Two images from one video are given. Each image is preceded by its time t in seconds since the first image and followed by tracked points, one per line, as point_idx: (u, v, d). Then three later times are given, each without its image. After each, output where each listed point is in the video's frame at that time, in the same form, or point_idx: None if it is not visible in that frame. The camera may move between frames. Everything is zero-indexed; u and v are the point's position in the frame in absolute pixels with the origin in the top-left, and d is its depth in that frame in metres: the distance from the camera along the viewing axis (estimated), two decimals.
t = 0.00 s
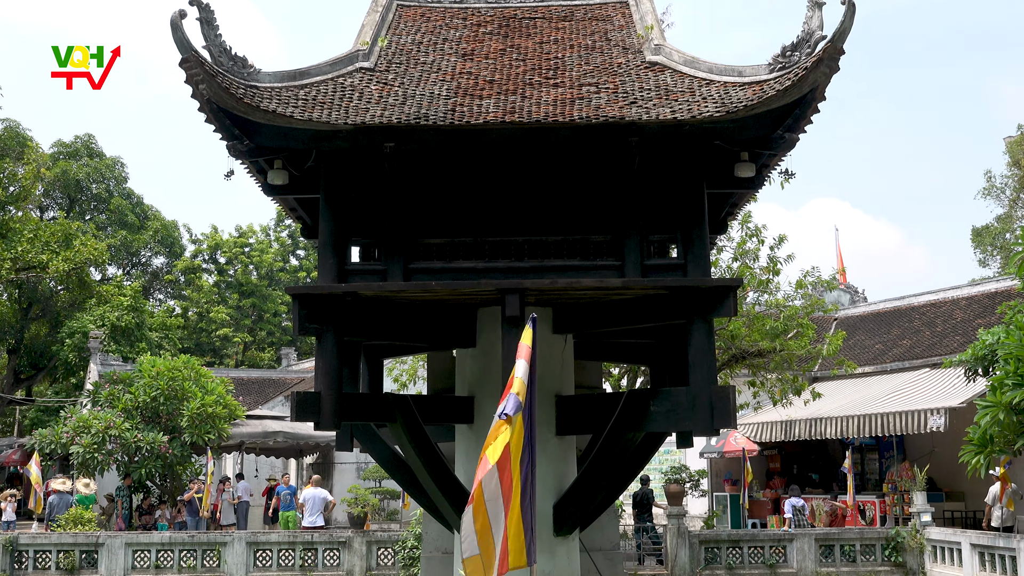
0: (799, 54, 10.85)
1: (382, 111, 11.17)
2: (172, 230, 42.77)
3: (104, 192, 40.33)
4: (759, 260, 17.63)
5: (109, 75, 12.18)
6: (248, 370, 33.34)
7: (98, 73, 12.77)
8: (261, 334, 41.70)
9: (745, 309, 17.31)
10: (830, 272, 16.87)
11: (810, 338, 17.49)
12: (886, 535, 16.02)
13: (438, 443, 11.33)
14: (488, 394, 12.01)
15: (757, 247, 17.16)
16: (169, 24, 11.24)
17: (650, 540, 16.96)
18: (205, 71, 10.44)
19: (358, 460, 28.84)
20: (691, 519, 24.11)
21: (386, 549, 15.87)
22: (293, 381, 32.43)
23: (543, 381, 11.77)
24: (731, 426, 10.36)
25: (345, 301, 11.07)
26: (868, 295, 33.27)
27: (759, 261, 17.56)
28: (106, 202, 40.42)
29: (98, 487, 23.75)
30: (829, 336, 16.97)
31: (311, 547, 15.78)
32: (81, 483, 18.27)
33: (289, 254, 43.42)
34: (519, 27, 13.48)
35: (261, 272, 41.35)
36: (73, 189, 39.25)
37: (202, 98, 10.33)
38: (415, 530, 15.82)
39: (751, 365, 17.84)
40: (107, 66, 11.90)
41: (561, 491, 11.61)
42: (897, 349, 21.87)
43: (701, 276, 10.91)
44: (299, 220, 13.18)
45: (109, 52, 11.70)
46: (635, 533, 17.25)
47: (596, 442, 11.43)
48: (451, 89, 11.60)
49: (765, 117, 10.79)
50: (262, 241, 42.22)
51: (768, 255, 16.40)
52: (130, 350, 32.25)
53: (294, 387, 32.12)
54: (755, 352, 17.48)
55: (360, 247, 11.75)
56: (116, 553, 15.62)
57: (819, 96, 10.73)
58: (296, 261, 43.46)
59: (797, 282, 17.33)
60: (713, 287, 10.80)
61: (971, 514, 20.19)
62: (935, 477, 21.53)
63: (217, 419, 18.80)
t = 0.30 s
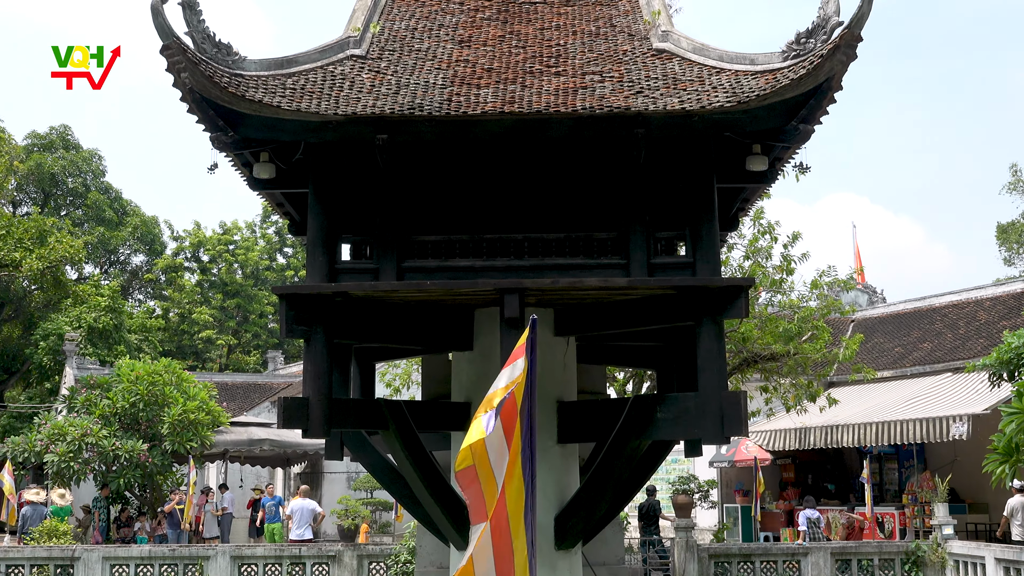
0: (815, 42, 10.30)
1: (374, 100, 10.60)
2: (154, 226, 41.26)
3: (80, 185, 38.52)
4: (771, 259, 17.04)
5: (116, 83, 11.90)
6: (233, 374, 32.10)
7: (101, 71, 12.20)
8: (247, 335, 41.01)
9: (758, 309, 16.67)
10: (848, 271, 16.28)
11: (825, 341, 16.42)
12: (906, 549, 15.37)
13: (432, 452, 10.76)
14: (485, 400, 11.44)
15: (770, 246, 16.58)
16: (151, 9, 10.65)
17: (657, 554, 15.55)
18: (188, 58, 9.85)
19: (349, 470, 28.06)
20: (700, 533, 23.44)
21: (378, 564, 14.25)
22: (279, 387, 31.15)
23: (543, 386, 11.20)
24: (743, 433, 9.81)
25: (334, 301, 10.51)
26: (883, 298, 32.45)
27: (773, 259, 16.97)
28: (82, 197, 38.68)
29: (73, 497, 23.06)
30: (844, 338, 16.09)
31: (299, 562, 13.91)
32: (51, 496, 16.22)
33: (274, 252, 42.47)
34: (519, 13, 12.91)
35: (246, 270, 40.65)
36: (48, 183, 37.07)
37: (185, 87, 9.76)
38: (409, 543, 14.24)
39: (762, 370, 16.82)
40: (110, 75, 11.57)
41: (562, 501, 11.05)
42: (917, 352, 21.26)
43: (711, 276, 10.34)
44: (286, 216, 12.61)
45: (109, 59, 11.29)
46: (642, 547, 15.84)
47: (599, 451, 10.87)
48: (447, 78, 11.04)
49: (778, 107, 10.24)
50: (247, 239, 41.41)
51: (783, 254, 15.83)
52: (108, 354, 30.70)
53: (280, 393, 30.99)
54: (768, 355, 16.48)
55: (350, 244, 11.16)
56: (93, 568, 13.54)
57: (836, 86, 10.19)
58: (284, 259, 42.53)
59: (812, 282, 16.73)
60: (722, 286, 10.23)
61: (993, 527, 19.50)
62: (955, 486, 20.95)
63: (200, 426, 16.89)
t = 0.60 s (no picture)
0: (830, 30, 9.82)
1: (367, 92, 10.12)
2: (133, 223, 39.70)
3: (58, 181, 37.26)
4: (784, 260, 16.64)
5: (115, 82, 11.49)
6: (220, 379, 30.79)
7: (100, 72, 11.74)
8: (234, 338, 39.23)
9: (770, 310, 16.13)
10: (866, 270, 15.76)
11: (841, 344, 15.78)
12: (927, 561, 14.85)
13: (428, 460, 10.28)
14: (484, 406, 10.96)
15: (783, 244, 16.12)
16: None
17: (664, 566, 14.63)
18: (172, 48, 9.37)
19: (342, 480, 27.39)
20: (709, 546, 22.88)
21: None
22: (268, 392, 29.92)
23: (545, 391, 10.73)
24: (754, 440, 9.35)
25: (326, 302, 10.03)
26: (902, 297, 31.72)
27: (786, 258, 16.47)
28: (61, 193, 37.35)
29: (52, 509, 22.52)
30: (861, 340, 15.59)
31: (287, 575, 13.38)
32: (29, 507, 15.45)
33: (264, 252, 40.32)
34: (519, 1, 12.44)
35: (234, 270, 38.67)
36: (25, 178, 36.08)
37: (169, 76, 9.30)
38: (404, 556, 13.55)
39: (775, 372, 16.05)
40: (118, 74, 11.04)
41: (564, 512, 10.59)
42: (937, 355, 20.79)
43: (721, 276, 9.86)
44: (276, 213, 12.15)
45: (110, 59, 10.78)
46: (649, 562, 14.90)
47: (604, 459, 10.41)
48: (443, 68, 10.58)
49: (791, 99, 9.78)
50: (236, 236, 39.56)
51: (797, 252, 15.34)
52: (88, 357, 29.87)
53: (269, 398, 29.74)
54: (779, 360, 15.87)
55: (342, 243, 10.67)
56: None
57: (852, 76, 9.70)
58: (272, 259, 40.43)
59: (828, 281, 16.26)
60: (732, 286, 9.76)
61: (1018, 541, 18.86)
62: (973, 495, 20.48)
63: (186, 433, 16.02)
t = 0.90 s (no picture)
0: (848, 15, 9.30)
1: (359, 80, 9.59)
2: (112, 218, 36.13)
3: (35, 175, 34.31)
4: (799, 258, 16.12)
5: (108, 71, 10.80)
6: (204, 385, 29.18)
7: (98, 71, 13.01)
8: (218, 341, 35.83)
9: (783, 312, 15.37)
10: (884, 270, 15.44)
11: (859, 347, 14.81)
12: None
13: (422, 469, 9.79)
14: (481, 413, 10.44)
15: (797, 241, 15.60)
16: None
17: None
18: (152, 34, 8.86)
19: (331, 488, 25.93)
20: (721, 560, 22.25)
21: None
22: (254, 398, 28.44)
23: (546, 398, 10.23)
24: (768, 448, 8.83)
25: (314, 303, 9.50)
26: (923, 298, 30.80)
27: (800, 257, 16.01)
28: (36, 185, 34.25)
29: (26, 521, 21.72)
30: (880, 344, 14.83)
31: None
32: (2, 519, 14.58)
33: (250, 249, 37.22)
34: None
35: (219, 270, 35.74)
36: None
37: (148, 63, 8.79)
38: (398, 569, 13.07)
39: (789, 378, 15.06)
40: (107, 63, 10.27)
41: (567, 525, 10.08)
42: (960, 359, 20.20)
43: (733, 275, 9.31)
44: (263, 210, 11.60)
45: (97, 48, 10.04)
46: None
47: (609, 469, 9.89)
48: (439, 55, 10.05)
49: (806, 89, 9.27)
50: (218, 233, 36.60)
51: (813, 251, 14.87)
52: (65, 361, 27.61)
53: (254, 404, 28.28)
54: (794, 364, 14.87)
55: (333, 241, 10.12)
56: None
57: (870, 63, 9.17)
58: (259, 258, 37.31)
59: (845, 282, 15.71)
60: (744, 286, 9.23)
61: None
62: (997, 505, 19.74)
63: (167, 442, 15.01)
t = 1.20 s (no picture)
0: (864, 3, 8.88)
1: (351, 71, 9.17)
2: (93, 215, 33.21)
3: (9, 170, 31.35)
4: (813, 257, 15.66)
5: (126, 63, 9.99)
6: (187, 389, 27.55)
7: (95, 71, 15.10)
8: (203, 344, 33.53)
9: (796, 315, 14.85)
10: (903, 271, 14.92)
11: (876, 352, 14.15)
12: None
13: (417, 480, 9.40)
14: (478, 419, 10.04)
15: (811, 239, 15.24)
16: None
17: None
18: (134, 22, 8.44)
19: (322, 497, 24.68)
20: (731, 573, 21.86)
21: None
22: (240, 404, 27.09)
23: (546, 403, 9.83)
24: (780, 456, 8.42)
25: (305, 304, 9.07)
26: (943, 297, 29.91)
27: (813, 257, 15.66)
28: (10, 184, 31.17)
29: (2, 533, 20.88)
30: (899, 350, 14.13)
31: None
32: None
33: (235, 246, 34.60)
34: None
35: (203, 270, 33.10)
36: None
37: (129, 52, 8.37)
38: None
39: (804, 384, 14.65)
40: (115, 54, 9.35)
41: (568, 536, 9.68)
42: (983, 363, 19.73)
43: (743, 276, 8.87)
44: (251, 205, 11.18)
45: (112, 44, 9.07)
46: None
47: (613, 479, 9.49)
48: (436, 44, 9.63)
49: (820, 80, 8.85)
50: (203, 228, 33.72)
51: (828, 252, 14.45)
52: (39, 368, 23.69)
53: (241, 411, 26.81)
54: (808, 367, 14.46)
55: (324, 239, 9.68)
56: None
57: (888, 53, 8.76)
58: (248, 256, 34.78)
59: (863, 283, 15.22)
60: (754, 286, 8.81)
61: None
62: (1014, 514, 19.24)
63: (150, 449, 13.84)
